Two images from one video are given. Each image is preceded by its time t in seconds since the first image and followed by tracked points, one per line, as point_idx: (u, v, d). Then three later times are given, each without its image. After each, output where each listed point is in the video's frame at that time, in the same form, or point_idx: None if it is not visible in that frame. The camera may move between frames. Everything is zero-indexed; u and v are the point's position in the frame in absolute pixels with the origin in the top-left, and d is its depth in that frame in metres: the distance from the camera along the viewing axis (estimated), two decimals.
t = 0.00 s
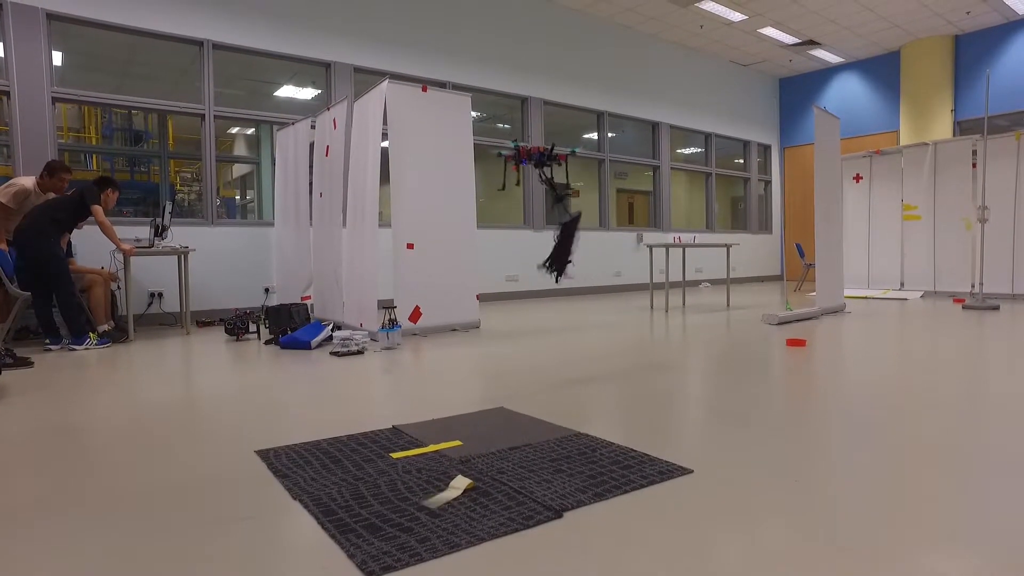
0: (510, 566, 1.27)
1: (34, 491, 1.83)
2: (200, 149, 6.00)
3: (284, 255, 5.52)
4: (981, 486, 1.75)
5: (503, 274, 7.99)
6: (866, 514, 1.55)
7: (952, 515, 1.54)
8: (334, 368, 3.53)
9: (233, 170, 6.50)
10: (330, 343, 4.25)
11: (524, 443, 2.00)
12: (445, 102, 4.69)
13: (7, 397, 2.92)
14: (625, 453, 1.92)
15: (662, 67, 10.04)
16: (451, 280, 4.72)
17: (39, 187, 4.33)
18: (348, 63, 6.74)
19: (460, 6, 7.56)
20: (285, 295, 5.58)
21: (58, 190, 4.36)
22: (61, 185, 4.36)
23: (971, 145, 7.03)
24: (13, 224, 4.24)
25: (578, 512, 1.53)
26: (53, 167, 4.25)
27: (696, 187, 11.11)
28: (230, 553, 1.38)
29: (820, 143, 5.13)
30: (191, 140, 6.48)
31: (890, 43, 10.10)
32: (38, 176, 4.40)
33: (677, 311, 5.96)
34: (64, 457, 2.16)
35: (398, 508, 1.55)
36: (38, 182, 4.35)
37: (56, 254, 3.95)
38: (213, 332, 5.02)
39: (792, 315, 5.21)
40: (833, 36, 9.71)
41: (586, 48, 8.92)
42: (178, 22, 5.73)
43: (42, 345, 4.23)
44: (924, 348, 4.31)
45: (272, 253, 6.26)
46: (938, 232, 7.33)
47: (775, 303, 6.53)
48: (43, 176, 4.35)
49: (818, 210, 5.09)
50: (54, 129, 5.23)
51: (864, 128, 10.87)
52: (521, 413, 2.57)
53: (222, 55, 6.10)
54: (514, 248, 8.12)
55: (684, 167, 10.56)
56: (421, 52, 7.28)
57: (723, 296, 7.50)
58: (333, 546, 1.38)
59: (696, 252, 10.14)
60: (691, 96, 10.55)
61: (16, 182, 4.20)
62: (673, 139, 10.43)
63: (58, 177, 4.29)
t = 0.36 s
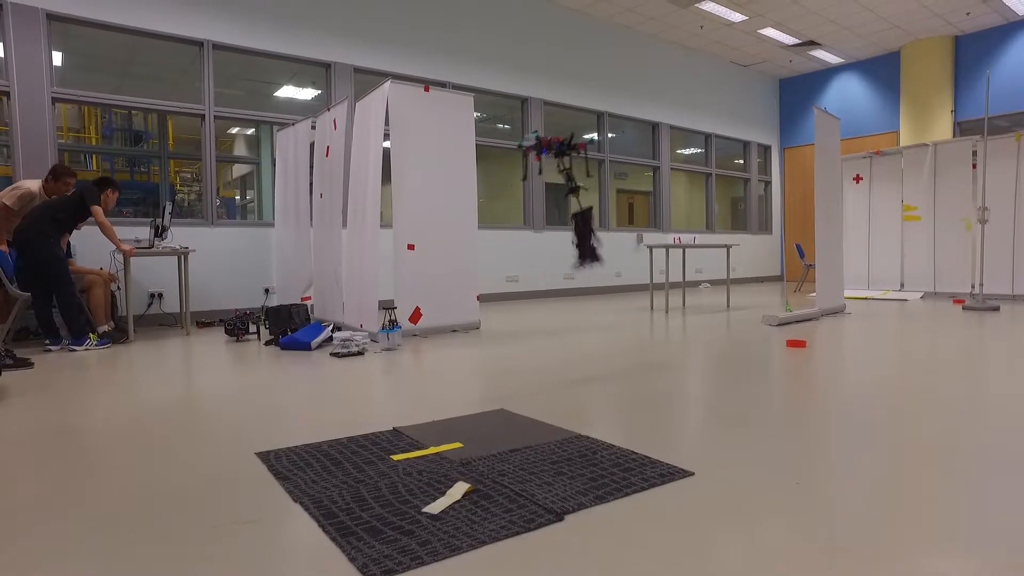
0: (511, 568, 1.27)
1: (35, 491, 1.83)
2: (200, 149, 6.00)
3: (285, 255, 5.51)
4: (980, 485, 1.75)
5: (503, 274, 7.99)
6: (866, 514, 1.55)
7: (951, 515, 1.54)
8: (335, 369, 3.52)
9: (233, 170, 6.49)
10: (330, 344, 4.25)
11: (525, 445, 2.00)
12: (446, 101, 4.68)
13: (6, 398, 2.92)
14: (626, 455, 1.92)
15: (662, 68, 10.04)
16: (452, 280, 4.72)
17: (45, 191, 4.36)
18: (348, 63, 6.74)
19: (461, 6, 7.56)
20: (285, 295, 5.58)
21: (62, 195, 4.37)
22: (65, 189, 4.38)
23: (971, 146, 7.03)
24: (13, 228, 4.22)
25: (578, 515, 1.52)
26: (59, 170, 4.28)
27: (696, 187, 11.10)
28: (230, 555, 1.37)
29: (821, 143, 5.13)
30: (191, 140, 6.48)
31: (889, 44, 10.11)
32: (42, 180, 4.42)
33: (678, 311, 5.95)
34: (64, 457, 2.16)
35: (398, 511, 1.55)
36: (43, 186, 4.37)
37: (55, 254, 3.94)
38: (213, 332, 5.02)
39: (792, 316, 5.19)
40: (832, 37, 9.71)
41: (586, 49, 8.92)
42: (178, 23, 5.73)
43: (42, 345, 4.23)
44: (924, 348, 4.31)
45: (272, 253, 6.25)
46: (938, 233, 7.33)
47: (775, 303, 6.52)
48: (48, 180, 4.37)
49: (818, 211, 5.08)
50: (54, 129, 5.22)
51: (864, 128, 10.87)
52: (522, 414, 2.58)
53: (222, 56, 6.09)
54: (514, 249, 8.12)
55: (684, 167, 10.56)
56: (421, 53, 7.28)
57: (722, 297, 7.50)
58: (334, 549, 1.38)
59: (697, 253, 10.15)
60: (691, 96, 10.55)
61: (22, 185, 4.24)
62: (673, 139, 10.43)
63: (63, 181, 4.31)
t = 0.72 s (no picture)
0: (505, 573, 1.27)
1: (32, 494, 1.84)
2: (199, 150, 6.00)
3: (284, 257, 5.51)
4: (976, 487, 1.76)
5: (502, 276, 8.00)
6: (862, 517, 1.55)
7: (947, 517, 1.54)
8: (333, 372, 3.53)
9: (232, 171, 6.51)
10: (327, 346, 4.24)
11: (522, 450, 2.00)
12: (446, 103, 4.68)
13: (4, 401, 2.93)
14: (622, 459, 1.92)
15: (661, 69, 10.04)
16: (451, 282, 4.72)
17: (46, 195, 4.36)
18: (347, 65, 6.74)
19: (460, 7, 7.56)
20: (283, 296, 5.58)
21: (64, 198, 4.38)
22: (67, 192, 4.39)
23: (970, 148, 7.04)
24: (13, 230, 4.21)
25: (574, 520, 1.53)
26: (61, 174, 4.29)
27: (695, 189, 11.10)
28: (227, 560, 1.38)
29: (820, 145, 5.13)
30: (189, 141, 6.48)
31: (888, 45, 10.11)
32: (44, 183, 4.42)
33: (676, 313, 5.96)
34: (62, 460, 2.17)
35: (394, 516, 1.55)
36: (45, 189, 4.37)
37: (53, 257, 3.95)
38: (211, 334, 5.02)
39: (791, 319, 5.19)
40: (831, 38, 9.71)
41: (586, 50, 8.92)
42: (177, 24, 5.74)
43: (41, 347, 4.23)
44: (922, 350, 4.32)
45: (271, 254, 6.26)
46: (937, 235, 7.33)
47: (774, 305, 6.53)
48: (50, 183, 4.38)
49: (817, 214, 5.08)
50: (53, 129, 5.23)
51: (863, 130, 10.88)
52: (519, 417, 2.58)
53: (220, 58, 6.09)
54: (512, 251, 8.11)
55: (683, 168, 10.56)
56: (420, 54, 7.29)
57: (721, 298, 7.50)
58: (330, 555, 1.38)
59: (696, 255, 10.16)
60: (691, 97, 10.56)
61: (25, 188, 4.25)
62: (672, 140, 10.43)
63: (65, 184, 4.32)
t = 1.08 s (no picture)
0: None
1: (23, 500, 1.84)
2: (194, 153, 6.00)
3: (280, 260, 5.51)
4: (965, 491, 1.77)
5: (498, 279, 8.01)
6: (853, 522, 1.56)
7: (937, 521, 1.55)
8: (328, 376, 3.53)
9: (229, 173, 6.56)
10: (323, 350, 4.24)
11: (514, 456, 2.01)
12: (442, 107, 4.69)
13: None
14: (614, 466, 1.93)
15: (657, 72, 10.06)
16: (447, 286, 4.72)
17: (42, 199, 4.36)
18: (343, 68, 6.75)
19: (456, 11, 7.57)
20: (279, 300, 5.58)
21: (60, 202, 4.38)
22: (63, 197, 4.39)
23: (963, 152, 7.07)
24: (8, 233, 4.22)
25: (565, 527, 1.53)
26: (56, 178, 4.28)
27: (691, 191, 11.13)
28: (218, 569, 1.38)
29: (814, 150, 5.14)
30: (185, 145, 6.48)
31: (883, 49, 10.16)
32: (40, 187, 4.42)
33: (671, 317, 5.98)
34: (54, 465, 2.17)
35: (386, 524, 1.55)
36: (41, 193, 4.37)
37: (48, 261, 3.95)
38: (206, 338, 5.02)
39: (785, 322, 5.21)
40: (826, 42, 9.75)
41: (582, 53, 8.94)
42: (173, 27, 5.73)
43: (35, 352, 4.22)
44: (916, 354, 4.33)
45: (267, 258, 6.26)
46: (931, 238, 7.37)
47: (769, 309, 6.55)
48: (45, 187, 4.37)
49: (812, 217, 5.09)
50: (47, 131, 5.21)
51: (858, 133, 10.91)
52: (513, 423, 2.58)
53: (216, 61, 6.08)
54: (508, 254, 8.13)
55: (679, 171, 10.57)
56: (416, 57, 7.30)
57: (716, 302, 7.53)
58: (321, 563, 1.39)
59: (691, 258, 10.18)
60: (687, 100, 10.59)
61: (20, 193, 4.26)
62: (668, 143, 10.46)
63: (61, 189, 4.32)
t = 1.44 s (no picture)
0: None
1: (8, 506, 1.83)
2: (186, 157, 5.99)
3: (272, 264, 5.50)
4: (953, 495, 1.78)
5: (490, 284, 8.01)
6: (842, 527, 1.56)
7: (923, 526, 1.56)
8: (319, 381, 3.52)
9: (222, 177, 6.53)
10: (314, 355, 4.23)
11: (504, 462, 2.01)
12: (434, 111, 4.70)
13: None
14: (604, 472, 1.93)
15: (650, 76, 10.11)
16: (439, 289, 4.72)
17: (32, 202, 4.36)
18: (336, 72, 6.76)
19: (450, 15, 7.60)
20: (271, 303, 5.56)
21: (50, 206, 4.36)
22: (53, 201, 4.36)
23: (952, 157, 7.13)
24: None
25: (554, 533, 1.53)
26: (48, 183, 4.25)
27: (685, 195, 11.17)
28: None
29: (806, 155, 5.17)
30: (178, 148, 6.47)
31: (874, 54, 10.24)
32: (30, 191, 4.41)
33: (664, 321, 6.00)
34: (41, 471, 2.15)
35: (375, 530, 1.55)
36: (31, 196, 4.36)
37: (39, 266, 3.94)
38: (197, 343, 5.00)
39: (777, 327, 5.23)
40: (818, 47, 9.82)
41: (574, 57, 8.98)
42: (165, 30, 5.73)
43: (24, 356, 4.19)
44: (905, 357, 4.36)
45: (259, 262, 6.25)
46: (921, 242, 7.42)
47: (760, 313, 6.58)
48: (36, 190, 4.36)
49: (802, 221, 5.13)
50: (37, 134, 5.19)
51: (849, 138, 10.99)
52: (503, 428, 2.58)
53: (208, 64, 6.08)
54: (501, 258, 8.14)
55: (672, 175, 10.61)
56: (410, 62, 7.32)
57: (708, 306, 7.56)
58: (309, 570, 1.38)
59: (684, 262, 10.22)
60: (679, 105, 10.65)
61: (10, 196, 4.26)
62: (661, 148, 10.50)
63: (52, 193, 4.30)
